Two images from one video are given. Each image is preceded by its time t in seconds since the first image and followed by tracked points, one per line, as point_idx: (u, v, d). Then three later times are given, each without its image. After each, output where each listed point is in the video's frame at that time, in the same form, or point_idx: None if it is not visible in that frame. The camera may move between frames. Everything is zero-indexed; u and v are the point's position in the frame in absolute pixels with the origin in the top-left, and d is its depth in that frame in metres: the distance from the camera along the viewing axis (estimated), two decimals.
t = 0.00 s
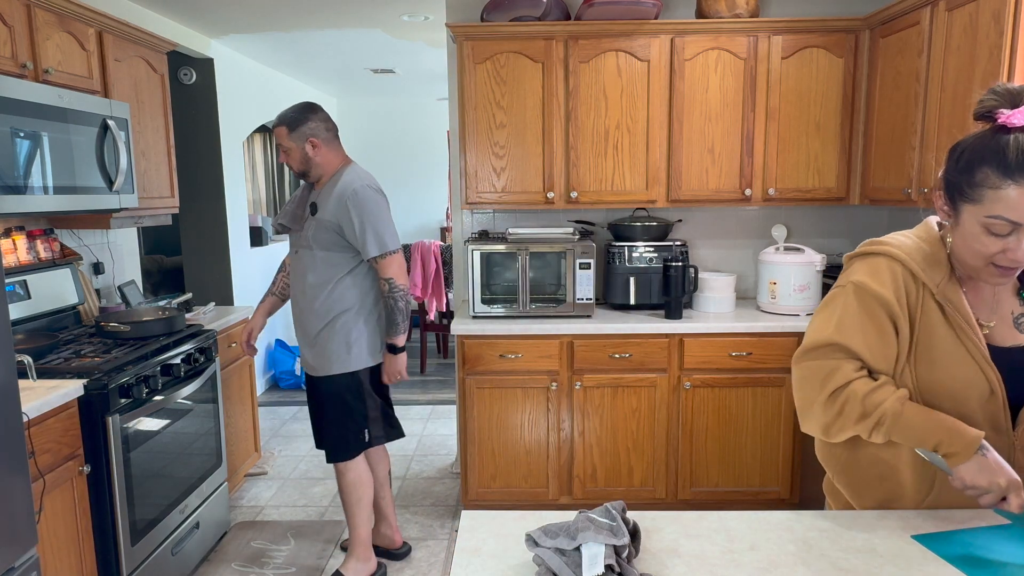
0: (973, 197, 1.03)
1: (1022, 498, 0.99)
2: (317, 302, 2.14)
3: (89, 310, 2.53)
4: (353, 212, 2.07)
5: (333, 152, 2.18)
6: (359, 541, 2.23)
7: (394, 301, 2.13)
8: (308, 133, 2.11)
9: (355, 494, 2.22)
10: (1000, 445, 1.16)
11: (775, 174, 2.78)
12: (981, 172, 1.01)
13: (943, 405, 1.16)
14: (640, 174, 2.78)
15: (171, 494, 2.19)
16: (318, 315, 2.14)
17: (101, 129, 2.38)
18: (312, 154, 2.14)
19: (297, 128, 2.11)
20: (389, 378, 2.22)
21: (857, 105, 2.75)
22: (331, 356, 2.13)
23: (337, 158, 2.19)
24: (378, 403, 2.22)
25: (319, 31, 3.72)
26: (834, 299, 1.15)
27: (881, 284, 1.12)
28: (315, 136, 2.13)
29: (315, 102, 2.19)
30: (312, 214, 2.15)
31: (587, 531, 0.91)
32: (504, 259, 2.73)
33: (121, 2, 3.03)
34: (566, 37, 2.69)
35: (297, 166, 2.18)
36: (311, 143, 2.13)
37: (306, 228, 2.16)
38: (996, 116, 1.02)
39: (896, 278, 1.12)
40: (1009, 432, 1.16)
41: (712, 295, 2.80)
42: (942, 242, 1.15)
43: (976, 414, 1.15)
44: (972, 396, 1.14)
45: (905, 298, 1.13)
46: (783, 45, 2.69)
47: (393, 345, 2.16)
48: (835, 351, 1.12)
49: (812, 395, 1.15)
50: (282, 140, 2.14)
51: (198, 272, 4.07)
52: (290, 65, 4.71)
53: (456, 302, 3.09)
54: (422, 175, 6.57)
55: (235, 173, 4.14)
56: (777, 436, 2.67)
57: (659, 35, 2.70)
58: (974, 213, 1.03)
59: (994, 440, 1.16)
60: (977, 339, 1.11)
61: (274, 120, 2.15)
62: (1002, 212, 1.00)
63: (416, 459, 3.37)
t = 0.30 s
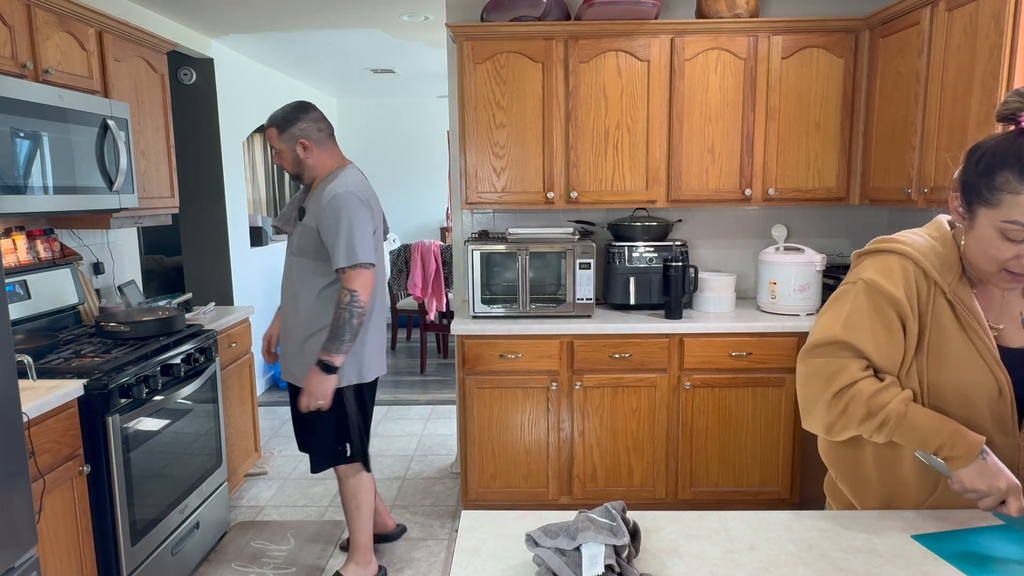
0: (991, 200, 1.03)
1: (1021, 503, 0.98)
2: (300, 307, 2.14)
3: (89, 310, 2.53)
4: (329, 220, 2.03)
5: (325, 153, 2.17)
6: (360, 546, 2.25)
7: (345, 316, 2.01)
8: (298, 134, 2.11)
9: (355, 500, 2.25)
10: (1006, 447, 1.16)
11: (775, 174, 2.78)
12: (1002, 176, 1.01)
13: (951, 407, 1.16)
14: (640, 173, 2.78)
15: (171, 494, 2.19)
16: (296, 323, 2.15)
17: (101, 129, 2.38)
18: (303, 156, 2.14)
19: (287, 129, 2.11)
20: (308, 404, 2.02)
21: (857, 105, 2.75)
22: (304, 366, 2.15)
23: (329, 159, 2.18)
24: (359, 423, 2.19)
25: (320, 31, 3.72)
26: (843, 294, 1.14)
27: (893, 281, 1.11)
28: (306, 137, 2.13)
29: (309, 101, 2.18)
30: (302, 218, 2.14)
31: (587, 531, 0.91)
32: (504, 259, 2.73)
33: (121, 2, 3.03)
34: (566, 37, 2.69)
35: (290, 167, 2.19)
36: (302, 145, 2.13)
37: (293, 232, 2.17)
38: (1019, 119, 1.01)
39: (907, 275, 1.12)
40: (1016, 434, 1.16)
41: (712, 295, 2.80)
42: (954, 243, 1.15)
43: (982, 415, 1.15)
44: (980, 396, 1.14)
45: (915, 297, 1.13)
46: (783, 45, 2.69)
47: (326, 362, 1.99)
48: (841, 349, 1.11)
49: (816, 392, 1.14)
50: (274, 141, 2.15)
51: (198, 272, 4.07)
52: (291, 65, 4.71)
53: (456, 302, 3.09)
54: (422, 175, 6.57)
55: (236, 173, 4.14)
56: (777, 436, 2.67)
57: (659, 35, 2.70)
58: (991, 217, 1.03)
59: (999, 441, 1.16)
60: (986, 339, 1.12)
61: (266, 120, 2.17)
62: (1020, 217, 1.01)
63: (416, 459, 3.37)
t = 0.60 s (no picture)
0: (995, 201, 1.03)
1: (1015, 518, 0.98)
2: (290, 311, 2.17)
3: (89, 310, 2.53)
4: (308, 225, 2.04)
5: (307, 154, 2.18)
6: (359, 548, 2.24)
7: (316, 322, 2.01)
8: (279, 134, 2.13)
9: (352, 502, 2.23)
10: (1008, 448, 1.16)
11: (775, 174, 2.78)
12: (1007, 177, 1.01)
13: (953, 413, 1.15)
14: (640, 173, 2.78)
15: (171, 494, 2.19)
16: (284, 327, 2.19)
17: (101, 129, 2.38)
18: (285, 156, 2.16)
19: (267, 131, 2.13)
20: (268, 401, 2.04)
21: (857, 105, 2.74)
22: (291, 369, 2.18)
23: (311, 160, 2.19)
24: (345, 430, 2.18)
25: (320, 31, 3.72)
26: (840, 307, 1.16)
27: (888, 294, 1.13)
28: (286, 138, 2.14)
29: (292, 101, 2.18)
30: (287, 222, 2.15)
31: (587, 531, 0.91)
32: (504, 259, 2.73)
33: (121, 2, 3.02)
34: (566, 37, 2.69)
35: (275, 167, 2.23)
36: (282, 146, 2.14)
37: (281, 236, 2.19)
38: None
39: (904, 286, 1.14)
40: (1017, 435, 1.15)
41: (712, 295, 2.80)
42: (952, 244, 1.15)
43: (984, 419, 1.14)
44: (981, 401, 1.13)
45: (911, 307, 1.13)
46: (783, 45, 2.69)
47: (293, 365, 2.01)
48: (838, 365, 1.15)
49: (811, 405, 1.17)
50: (257, 142, 2.18)
51: (198, 272, 4.07)
52: (291, 65, 4.71)
53: (456, 302, 3.09)
54: (422, 175, 6.57)
55: (236, 173, 4.14)
56: (777, 437, 2.67)
57: (659, 35, 2.69)
58: (995, 217, 1.03)
59: (1003, 443, 1.15)
60: (987, 343, 1.11)
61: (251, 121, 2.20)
62: None
63: (416, 459, 3.37)
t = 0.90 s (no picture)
0: (985, 199, 1.03)
1: (1014, 504, 0.97)
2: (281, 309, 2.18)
3: (89, 310, 2.53)
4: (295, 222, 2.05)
5: (291, 157, 2.21)
6: (358, 544, 2.24)
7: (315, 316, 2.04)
8: (262, 139, 2.16)
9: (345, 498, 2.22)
10: (1006, 448, 1.15)
11: (775, 174, 2.78)
12: (995, 175, 1.01)
13: (942, 415, 1.15)
14: (640, 173, 2.78)
15: (172, 494, 2.20)
16: (275, 325, 2.19)
17: (101, 129, 2.38)
18: (269, 160, 2.19)
19: (252, 136, 2.17)
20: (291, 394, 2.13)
21: (857, 105, 2.74)
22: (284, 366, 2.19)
23: (295, 163, 2.22)
24: (331, 420, 2.18)
25: (319, 31, 3.72)
26: (821, 315, 1.18)
27: (867, 300, 1.14)
28: (269, 142, 2.17)
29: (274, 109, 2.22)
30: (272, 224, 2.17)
31: (587, 531, 0.91)
32: (504, 259, 2.73)
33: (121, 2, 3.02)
34: (566, 37, 2.69)
35: (261, 173, 2.25)
36: (266, 150, 2.18)
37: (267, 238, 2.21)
38: (1008, 118, 1.02)
39: (885, 294, 1.14)
40: (1011, 435, 1.14)
41: (712, 295, 2.80)
42: (935, 254, 1.16)
43: (975, 421, 1.13)
44: (970, 403, 1.13)
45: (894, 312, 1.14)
46: (783, 45, 2.69)
47: (300, 358, 2.05)
48: (822, 371, 1.17)
49: (800, 411, 1.19)
50: (244, 148, 2.22)
51: (198, 272, 4.07)
52: (291, 65, 4.71)
53: (456, 302, 3.09)
54: (422, 175, 6.57)
55: (236, 173, 4.14)
56: (776, 437, 2.67)
57: (659, 35, 2.69)
58: (985, 215, 1.04)
59: (1001, 442, 1.15)
60: (975, 347, 1.10)
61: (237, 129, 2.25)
62: (1013, 215, 1.01)
63: (416, 459, 3.37)
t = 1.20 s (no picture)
0: (979, 198, 1.03)
1: (1016, 506, 0.98)
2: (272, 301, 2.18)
3: (89, 310, 2.53)
4: (288, 208, 2.09)
5: (285, 153, 2.25)
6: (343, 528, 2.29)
7: (309, 294, 2.07)
8: (260, 134, 2.18)
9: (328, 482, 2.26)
10: (1006, 447, 1.15)
11: (775, 173, 2.78)
12: (989, 173, 1.01)
13: (943, 415, 1.15)
14: (640, 173, 2.78)
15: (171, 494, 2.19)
16: (266, 314, 2.20)
17: (101, 129, 2.38)
18: (265, 155, 2.20)
19: (249, 131, 2.17)
20: (285, 373, 2.14)
21: (857, 105, 2.74)
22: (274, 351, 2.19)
23: (289, 159, 2.26)
24: (323, 395, 2.20)
25: (319, 31, 3.72)
26: (821, 317, 1.19)
27: (866, 301, 1.14)
28: (267, 138, 2.20)
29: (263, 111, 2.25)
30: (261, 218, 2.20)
31: (587, 531, 0.91)
32: (504, 259, 2.73)
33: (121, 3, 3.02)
34: (566, 37, 2.69)
35: (249, 170, 2.23)
36: (263, 145, 2.19)
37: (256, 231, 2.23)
38: (1002, 116, 1.02)
39: (883, 295, 1.14)
40: (1012, 434, 1.14)
41: (712, 295, 2.80)
42: (931, 253, 1.16)
43: (975, 420, 1.13)
44: (971, 402, 1.13)
45: (894, 312, 1.14)
46: (783, 45, 2.69)
47: (297, 334, 2.08)
48: (822, 373, 1.17)
49: (802, 412, 1.18)
50: (233, 145, 2.19)
51: (198, 272, 4.07)
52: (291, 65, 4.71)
53: (456, 302, 3.10)
54: (422, 175, 6.57)
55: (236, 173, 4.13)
56: (776, 437, 2.67)
57: (659, 35, 2.70)
58: (980, 214, 1.04)
59: (1003, 441, 1.15)
60: (974, 346, 1.11)
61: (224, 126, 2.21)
62: (1007, 213, 1.01)
63: (416, 459, 3.37)
